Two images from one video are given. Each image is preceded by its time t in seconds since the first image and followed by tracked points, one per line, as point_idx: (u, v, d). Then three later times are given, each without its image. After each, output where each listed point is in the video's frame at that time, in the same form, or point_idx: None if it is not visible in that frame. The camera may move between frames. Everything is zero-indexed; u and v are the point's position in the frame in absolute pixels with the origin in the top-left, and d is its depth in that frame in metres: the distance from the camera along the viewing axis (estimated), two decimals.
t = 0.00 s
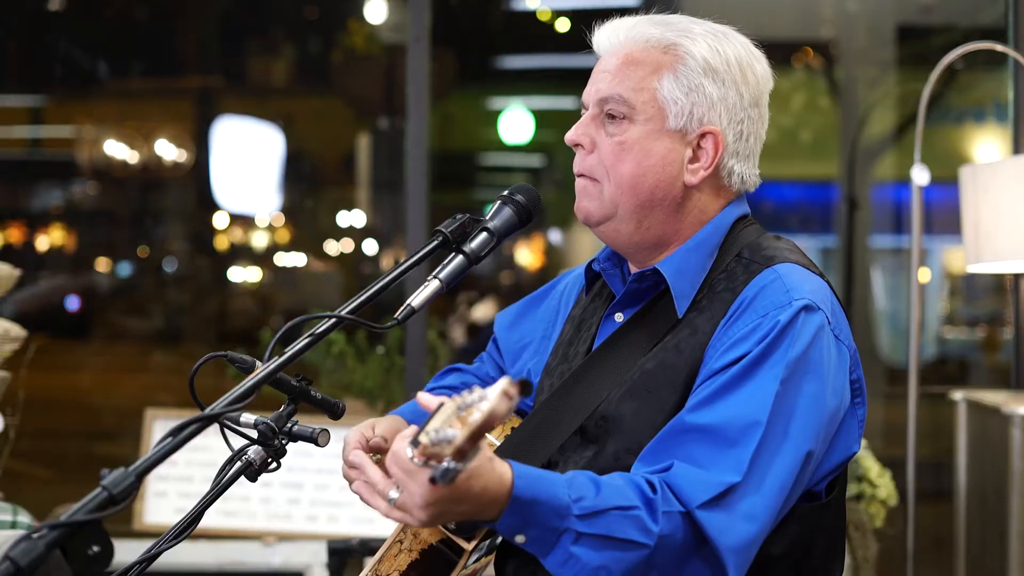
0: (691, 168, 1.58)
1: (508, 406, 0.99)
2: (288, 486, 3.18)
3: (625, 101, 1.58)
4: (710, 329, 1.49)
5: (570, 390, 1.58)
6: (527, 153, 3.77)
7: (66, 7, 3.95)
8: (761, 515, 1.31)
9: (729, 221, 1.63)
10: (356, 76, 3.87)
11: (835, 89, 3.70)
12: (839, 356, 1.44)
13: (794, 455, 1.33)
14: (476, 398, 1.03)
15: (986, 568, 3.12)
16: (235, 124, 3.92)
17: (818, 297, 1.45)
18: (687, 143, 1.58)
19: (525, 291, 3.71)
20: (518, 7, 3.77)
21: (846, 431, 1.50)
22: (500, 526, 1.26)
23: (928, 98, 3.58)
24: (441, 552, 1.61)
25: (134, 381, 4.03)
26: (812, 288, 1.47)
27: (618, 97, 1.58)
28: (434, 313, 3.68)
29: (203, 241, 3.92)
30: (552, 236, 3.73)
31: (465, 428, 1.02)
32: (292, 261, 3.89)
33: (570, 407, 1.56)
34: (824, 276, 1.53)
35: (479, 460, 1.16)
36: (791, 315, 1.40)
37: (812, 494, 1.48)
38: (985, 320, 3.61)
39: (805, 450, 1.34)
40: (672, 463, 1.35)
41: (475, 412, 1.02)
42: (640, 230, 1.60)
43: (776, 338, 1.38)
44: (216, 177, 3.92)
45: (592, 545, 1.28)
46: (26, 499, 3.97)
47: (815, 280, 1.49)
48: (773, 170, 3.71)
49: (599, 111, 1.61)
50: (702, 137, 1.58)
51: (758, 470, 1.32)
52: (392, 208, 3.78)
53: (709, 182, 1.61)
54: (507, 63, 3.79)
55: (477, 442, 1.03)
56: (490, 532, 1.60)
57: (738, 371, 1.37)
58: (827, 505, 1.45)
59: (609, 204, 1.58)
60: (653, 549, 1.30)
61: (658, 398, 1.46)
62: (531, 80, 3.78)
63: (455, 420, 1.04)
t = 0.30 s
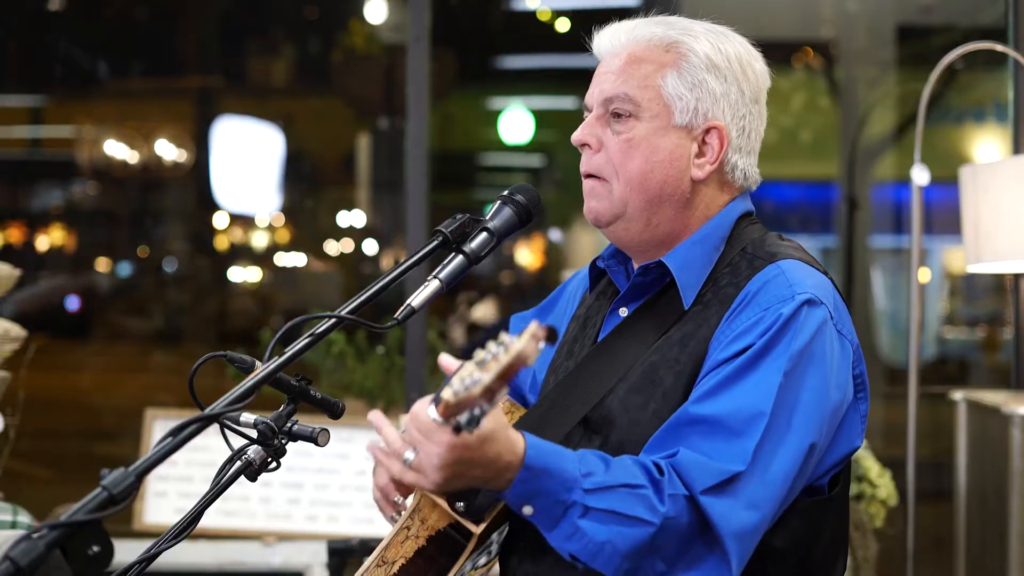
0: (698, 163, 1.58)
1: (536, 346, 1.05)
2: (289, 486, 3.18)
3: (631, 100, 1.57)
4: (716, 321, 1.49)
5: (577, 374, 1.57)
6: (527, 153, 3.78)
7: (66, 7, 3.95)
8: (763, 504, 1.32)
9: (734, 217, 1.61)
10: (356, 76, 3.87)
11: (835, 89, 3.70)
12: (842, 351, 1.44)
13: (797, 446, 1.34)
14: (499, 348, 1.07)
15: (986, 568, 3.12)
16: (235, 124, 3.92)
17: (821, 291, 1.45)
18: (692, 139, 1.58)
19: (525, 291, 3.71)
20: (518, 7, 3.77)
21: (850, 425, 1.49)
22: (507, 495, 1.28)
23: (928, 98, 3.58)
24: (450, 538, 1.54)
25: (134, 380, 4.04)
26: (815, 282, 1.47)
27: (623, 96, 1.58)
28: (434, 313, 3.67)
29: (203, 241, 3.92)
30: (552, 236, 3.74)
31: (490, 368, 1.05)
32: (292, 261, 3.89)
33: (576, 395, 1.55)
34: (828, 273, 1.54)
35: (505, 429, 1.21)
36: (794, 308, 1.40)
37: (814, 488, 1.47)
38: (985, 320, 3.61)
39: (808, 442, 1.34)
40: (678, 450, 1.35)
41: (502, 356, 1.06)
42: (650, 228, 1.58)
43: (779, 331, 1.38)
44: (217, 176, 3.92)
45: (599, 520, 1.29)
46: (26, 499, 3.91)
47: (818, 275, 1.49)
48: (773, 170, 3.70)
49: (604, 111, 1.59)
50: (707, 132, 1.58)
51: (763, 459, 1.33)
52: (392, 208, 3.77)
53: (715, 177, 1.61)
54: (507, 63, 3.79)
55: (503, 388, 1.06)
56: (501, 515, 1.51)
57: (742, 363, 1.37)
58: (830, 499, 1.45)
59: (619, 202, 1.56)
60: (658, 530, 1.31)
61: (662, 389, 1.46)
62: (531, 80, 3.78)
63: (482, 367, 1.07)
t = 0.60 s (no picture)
0: (709, 162, 1.56)
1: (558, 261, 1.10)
2: (288, 486, 3.18)
3: (640, 102, 1.54)
4: (712, 322, 1.49)
5: (579, 371, 1.60)
6: (527, 153, 3.78)
7: (66, 7, 3.94)
8: (749, 500, 1.31)
9: (742, 216, 1.61)
10: (356, 76, 3.87)
11: (835, 89, 3.70)
12: (839, 355, 1.42)
13: (785, 445, 1.33)
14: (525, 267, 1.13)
15: (985, 568, 3.12)
16: (234, 124, 3.93)
17: (820, 294, 1.44)
18: (702, 138, 1.56)
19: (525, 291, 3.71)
20: (518, 7, 3.77)
21: (845, 431, 1.47)
22: (492, 474, 1.29)
23: (928, 98, 3.58)
24: (456, 517, 1.60)
25: (134, 381, 4.03)
26: (814, 285, 1.45)
27: (632, 99, 1.55)
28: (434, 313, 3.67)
29: (203, 241, 3.92)
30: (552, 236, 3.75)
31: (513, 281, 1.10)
32: (292, 261, 3.89)
33: (575, 393, 1.58)
34: (832, 279, 1.52)
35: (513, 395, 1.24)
36: (789, 311, 1.39)
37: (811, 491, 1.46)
38: (985, 320, 3.61)
39: (797, 442, 1.33)
40: (665, 444, 1.36)
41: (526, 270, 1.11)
42: (662, 229, 1.57)
43: (772, 330, 1.37)
44: (217, 176, 3.92)
45: (581, 511, 1.31)
46: (26, 498, 3.92)
47: (818, 278, 1.48)
48: (772, 171, 3.71)
49: (613, 114, 1.57)
50: (717, 131, 1.56)
51: (748, 456, 1.32)
52: (392, 208, 3.77)
53: (726, 176, 1.59)
54: (507, 63, 3.80)
55: (524, 304, 1.10)
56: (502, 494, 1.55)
57: (732, 361, 1.36)
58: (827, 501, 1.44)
59: (632, 205, 1.55)
60: (639, 525, 1.31)
61: (660, 387, 1.46)
62: (531, 80, 3.78)
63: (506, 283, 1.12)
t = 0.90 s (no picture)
0: (712, 158, 1.55)
1: (528, 266, 1.07)
2: (288, 486, 3.18)
3: (641, 101, 1.54)
4: (712, 331, 1.48)
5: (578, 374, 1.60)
6: (527, 153, 3.78)
7: (66, 7, 3.93)
8: (744, 513, 1.30)
9: (746, 219, 1.60)
10: (356, 76, 3.87)
11: (836, 89, 3.70)
12: (841, 364, 1.42)
13: (783, 457, 1.32)
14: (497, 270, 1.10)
15: (985, 568, 3.12)
16: (234, 124, 3.92)
17: (824, 303, 1.44)
18: (704, 135, 1.55)
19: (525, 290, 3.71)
20: (518, 7, 3.76)
21: (845, 441, 1.47)
22: (483, 492, 1.30)
23: (928, 98, 3.58)
24: (451, 518, 1.60)
25: (135, 381, 4.03)
26: (818, 293, 1.45)
27: (633, 98, 1.55)
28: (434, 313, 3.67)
29: (203, 241, 3.92)
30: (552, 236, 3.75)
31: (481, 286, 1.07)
32: (292, 261, 3.89)
33: (571, 397, 1.58)
34: (835, 287, 1.51)
35: (500, 411, 1.26)
36: (792, 319, 1.39)
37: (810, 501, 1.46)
38: (985, 320, 3.61)
39: (796, 454, 1.33)
40: (660, 456, 1.36)
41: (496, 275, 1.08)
42: (667, 228, 1.56)
43: (775, 339, 1.37)
44: (217, 176, 3.92)
45: (571, 527, 1.31)
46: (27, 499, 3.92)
47: (822, 285, 1.47)
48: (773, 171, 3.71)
49: (615, 114, 1.57)
50: (719, 127, 1.55)
51: (745, 468, 1.32)
52: (392, 208, 3.78)
53: (729, 173, 1.58)
54: (507, 63, 3.79)
55: (495, 310, 1.08)
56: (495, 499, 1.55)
57: (733, 371, 1.36)
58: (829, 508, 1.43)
59: (635, 205, 1.55)
60: (632, 539, 1.31)
61: (660, 393, 1.46)
62: (531, 80, 3.78)
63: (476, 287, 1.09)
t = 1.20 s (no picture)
0: (700, 155, 1.52)
1: (529, 280, 1.06)
2: (288, 486, 3.18)
3: (623, 103, 1.53)
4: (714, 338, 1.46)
5: (579, 376, 1.58)
6: (527, 153, 3.78)
7: (66, 7, 3.92)
8: (742, 529, 1.30)
9: (752, 221, 1.57)
10: (356, 76, 3.87)
11: (836, 89, 3.71)
12: (842, 373, 1.39)
13: (782, 467, 1.30)
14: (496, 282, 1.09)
15: (985, 568, 3.12)
16: (234, 124, 3.92)
17: (824, 310, 1.40)
18: (691, 131, 1.52)
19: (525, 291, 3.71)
20: (518, 7, 3.76)
21: (846, 450, 1.44)
22: (481, 501, 1.30)
23: (928, 98, 3.58)
24: (453, 520, 1.59)
25: (135, 381, 4.04)
26: (818, 299, 1.42)
27: (615, 100, 1.54)
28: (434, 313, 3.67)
29: (203, 241, 3.92)
30: (552, 236, 3.75)
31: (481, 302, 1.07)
32: (292, 261, 3.89)
33: (571, 401, 1.57)
34: (838, 293, 1.48)
35: (500, 420, 1.26)
36: (793, 324, 1.36)
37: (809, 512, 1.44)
38: (985, 320, 3.61)
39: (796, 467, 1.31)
40: (659, 470, 1.36)
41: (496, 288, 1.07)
42: (661, 229, 1.54)
43: (773, 347, 1.35)
44: (217, 176, 3.92)
45: (567, 542, 1.31)
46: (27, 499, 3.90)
47: (824, 293, 1.44)
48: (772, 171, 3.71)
49: (602, 119, 1.56)
50: (705, 122, 1.52)
51: (744, 484, 1.30)
52: (392, 208, 3.77)
53: (723, 167, 1.54)
54: (507, 63, 3.80)
55: (494, 325, 1.08)
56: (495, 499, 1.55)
57: (732, 381, 1.34)
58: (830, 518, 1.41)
59: (626, 208, 1.53)
60: (629, 556, 1.31)
61: (658, 400, 1.44)
62: (531, 80, 3.78)
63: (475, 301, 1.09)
